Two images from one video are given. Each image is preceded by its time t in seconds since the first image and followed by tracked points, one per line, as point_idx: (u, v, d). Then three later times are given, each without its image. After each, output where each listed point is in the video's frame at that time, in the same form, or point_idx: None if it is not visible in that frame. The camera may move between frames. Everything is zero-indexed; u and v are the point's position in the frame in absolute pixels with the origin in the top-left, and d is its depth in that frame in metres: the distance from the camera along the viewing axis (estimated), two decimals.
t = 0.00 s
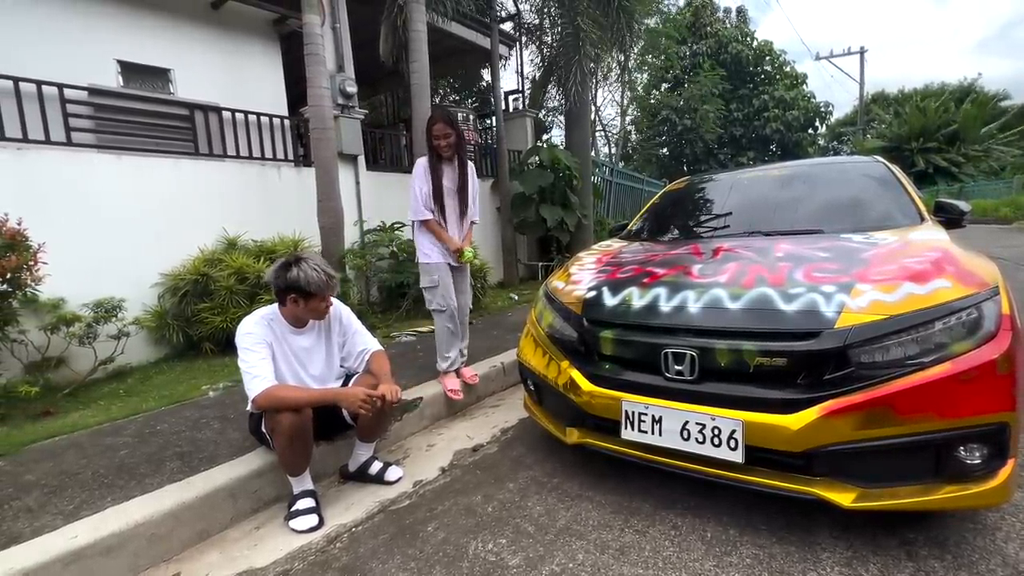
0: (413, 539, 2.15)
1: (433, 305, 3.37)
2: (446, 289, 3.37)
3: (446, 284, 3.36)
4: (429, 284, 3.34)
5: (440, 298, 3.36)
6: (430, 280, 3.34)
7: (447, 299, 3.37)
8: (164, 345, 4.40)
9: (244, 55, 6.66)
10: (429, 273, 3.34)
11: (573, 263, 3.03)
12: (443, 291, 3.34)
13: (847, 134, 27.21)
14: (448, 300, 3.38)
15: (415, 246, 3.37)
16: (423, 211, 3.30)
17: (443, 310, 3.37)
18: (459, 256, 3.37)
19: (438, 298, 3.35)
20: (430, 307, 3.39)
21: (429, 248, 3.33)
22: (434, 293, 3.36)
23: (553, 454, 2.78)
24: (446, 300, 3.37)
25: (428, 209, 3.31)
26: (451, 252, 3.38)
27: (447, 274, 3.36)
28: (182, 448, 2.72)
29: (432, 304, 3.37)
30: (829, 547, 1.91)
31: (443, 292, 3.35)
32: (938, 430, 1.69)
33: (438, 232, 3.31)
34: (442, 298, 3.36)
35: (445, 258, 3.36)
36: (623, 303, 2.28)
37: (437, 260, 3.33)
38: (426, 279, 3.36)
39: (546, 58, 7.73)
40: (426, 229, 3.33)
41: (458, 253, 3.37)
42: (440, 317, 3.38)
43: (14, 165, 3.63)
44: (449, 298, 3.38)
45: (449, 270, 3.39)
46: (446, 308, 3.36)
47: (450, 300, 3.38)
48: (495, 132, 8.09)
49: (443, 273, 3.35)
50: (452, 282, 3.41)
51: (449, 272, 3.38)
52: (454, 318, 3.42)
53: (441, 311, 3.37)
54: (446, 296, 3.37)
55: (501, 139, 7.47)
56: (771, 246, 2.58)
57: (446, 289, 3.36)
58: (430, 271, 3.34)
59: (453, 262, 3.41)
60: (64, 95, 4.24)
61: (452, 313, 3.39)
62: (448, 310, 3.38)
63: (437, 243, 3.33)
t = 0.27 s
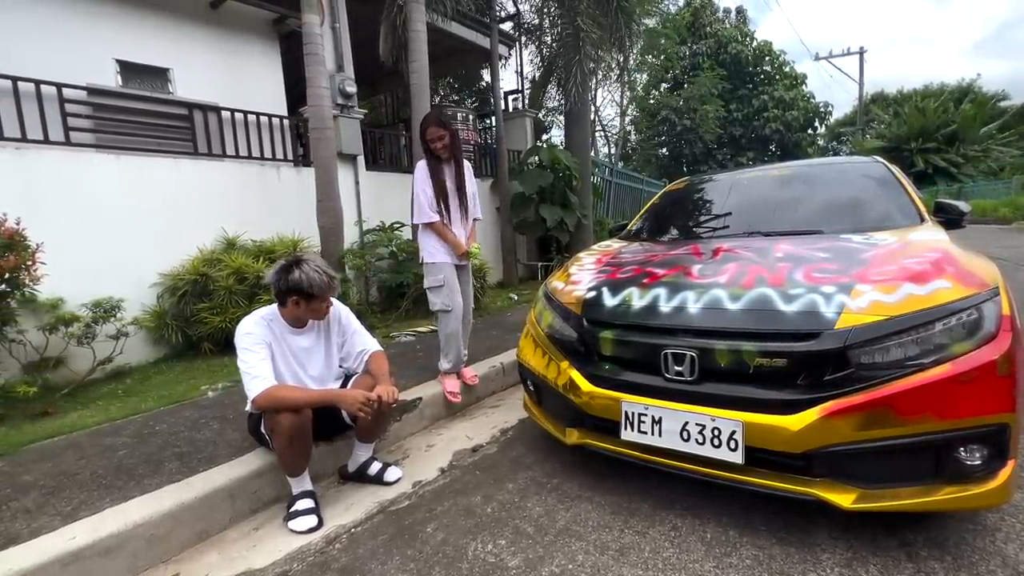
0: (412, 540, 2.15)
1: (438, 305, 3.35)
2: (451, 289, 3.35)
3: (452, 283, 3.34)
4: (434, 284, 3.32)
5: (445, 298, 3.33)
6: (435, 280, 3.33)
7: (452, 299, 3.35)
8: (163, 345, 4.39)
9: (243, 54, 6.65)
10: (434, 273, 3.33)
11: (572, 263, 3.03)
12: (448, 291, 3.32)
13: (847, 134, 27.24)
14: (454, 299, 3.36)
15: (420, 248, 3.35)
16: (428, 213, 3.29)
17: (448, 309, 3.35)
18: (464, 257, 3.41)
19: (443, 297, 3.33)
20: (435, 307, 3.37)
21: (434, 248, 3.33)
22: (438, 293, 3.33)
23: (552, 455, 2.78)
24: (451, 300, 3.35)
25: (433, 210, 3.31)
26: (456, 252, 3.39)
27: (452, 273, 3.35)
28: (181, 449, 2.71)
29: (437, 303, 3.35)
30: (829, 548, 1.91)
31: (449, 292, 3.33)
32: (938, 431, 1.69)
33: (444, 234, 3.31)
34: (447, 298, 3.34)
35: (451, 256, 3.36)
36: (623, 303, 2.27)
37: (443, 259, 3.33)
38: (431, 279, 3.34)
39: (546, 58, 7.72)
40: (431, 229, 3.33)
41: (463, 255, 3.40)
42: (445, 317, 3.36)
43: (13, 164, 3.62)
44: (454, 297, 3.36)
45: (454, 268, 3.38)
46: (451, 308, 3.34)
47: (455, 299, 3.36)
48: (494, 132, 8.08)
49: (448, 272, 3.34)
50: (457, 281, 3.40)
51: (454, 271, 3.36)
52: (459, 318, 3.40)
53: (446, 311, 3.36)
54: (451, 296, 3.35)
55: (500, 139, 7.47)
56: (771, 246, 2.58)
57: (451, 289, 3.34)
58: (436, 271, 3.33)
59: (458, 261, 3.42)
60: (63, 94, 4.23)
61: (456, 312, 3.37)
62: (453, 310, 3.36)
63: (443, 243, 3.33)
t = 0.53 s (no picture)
0: (412, 540, 2.15)
1: (442, 303, 3.35)
2: (455, 287, 3.35)
3: (456, 282, 3.34)
4: (438, 282, 3.33)
5: (449, 297, 3.33)
6: (440, 279, 3.33)
7: (456, 297, 3.35)
8: (163, 345, 4.38)
9: (243, 54, 6.64)
10: (437, 272, 3.33)
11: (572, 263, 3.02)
12: (452, 289, 3.32)
13: (847, 133, 27.32)
14: (458, 298, 3.36)
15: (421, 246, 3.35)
16: (430, 211, 3.28)
17: (452, 308, 3.35)
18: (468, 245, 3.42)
19: (447, 295, 3.33)
20: (438, 306, 3.37)
21: (436, 246, 3.32)
22: (442, 292, 3.34)
23: (552, 455, 2.78)
24: (455, 299, 3.35)
25: (434, 208, 3.30)
26: (459, 246, 3.39)
27: (456, 271, 3.35)
28: (180, 449, 2.71)
29: (441, 303, 3.35)
30: (829, 548, 1.91)
31: (452, 291, 3.32)
32: (938, 432, 1.69)
33: (446, 229, 3.31)
34: (451, 297, 3.34)
35: (454, 254, 3.36)
36: (622, 304, 2.27)
37: (446, 257, 3.32)
38: (435, 278, 3.34)
39: (546, 57, 7.71)
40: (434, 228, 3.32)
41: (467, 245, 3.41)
42: (449, 316, 3.36)
43: (12, 164, 3.62)
44: (458, 295, 3.36)
45: (457, 267, 3.38)
46: (455, 307, 3.35)
47: (459, 298, 3.36)
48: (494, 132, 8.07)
49: (452, 270, 3.34)
50: (460, 279, 3.40)
51: (458, 269, 3.37)
52: (463, 316, 3.41)
53: (450, 310, 3.36)
54: (455, 295, 3.35)
55: (500, 139, 7.46)
56: (771, 247, 2.58)
57: (455, 287, 3.34)
58: (439, 270, 3.33)
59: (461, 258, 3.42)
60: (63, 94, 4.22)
61: (460, 311, 3.37)
62: (457, 309, 3.37)
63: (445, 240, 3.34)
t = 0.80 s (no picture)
0: (412, 540, 2.14)
1: (436, 303, 3.34)
2: (450, 287, 3.34)
3: (450, 281, 3.33)
4: (433, 282, 3.33)
5: (443, 296, 3.33)
6: (434, 278, 3.33)
7: (450, 297, 3.34)
8: (163, 344, 4.38)
9: (244, 53, 6.64)
10: (432, 271, 3.33)
11: (572, 263, 3.02)
12: (446, 289, 3.32)
13: (848, 133, 27.28)
14: (452, 298, 3.35)
15: (418, 245, 3.37)
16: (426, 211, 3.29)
17: (446, 308, 3.34)
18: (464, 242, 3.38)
19: (441, 295, 3.33)
20: (434, 305, 3.37)
21: (432, 246, 3.32)
22: (437, 291, 3.34)
23: (552, 455, 2.77)
24: (450, 299, 3.34)
25: (431, 208, 3.31)
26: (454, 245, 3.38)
27: (451, 271, 3.35)
28: (180, 448, 2.71)
29: (436, 302, 3.35)
30: (830, 549, 1.90)
31: (447, 291, 3.32)
32: (940, 432, 1.68)
33: (439, 228, 3.31)
34: (445, 296, 3.33)
35: (448, 253, 3.35)
36: (623, 303, 2.27)
37: (441, 257, 3.32)
38: (430, 277, 3.34)
39: (547, 56, 7.70)
40: (430, 228, 3.33)
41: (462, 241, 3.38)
42: (444, 315, 3.36)
43: (13, 163, 3.62)
44: (453, 295, 3.35)
45: (453, 266, 3.37)
46: (449, 306, 3.33)
47: (453, 298, 3.35)
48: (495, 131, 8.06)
49: (447, 270, 3.33)
50: (456, 279, 3.38)
51: (453, 269, 3.35)
52: (458, 316, 3.38)
53: (445, 310, 3.35)
54: (449, 294, 3.34)
55: (501, 138, 7.45)
56: (772, 246, 2.57)
57: (449, 287, 3.33)
58: (434, 269, 3.33)
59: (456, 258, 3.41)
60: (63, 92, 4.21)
61: (455, 311, 3.35)
62: (452, 309, 3.36)
63: (441, 240, 3.33)
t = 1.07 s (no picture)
0: (413, 538, 2.15)
1: (433, 302, 3.36)
2: (448, 287, 3.36)
3: (447, 281, 3.34)
4: (430, 281, 3.35)
5: (441, 295, 3.35)
6: (432, 277, 3.35)
7: (447, 297, 3.35)
8: (165, 342, 4.39)
9: (246, 51, 6.64)
10: (430, 271, 3.35)
11: (574, 262, 3.02)
12: (443, 289, 3.34)
13: (851, 131, 27.20)
14: (449, 298, 3.36)
15: (417, 243, 3.37)
16: (427, 208, 3.29)
17: (443, 307, 3.35)
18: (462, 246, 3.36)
19: (438, 294, 3.34)
20: (431, 304, 3.39)
21: (431, 245, 3.32)
22: (435, 290, 3.35)
23: (554, 454, 2.78)
24: (447, 298, 3.35)
25: (432, 206, 3.31)
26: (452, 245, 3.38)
27: (449, 271, 3.36)
28: (182, 446, 2.71)
29: (433, 301, 3.36)
30: (832, 548, 1.90)
31: (444, 290, 3.33)
32: (942, 432, 1.68)
33: (439, 227, 3.30)
34: (443, 296, 3.34)
35: (447, 253, 3.35)
36: (625, 302, 2.27)
37: (439, 256, 3.33)
38: (428, 276, 3.36)
39: (549, 54, 7.68)
40: (429, 226, 3.33)
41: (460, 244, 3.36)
42: (442, 315, 3.37)
43: (16, 161, 3.63)
44: (450, 295, 3.36)
45: (451, 266, 3.38)
46: (446, 306, 3.35)
47: (450, 297, 3.36)
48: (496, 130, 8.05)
49: (445, 270, 3.34)
50: (454, 278, 3.39)
51: (451, 269, 3.36)
52: (455, 316, 3.40)
53: (442, 309, 3.37)
54: (446, 294, 3.35)
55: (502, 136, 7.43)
56: (775, 245, 2.57)
57: (446, 286, 3.34)
58: (432, 269, 3.35)
59: (455, 257, 3.41)
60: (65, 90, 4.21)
61: (452, 311, 3.37)
62: (449, 308, 3.37)
63: (439, 239, 3.32)
